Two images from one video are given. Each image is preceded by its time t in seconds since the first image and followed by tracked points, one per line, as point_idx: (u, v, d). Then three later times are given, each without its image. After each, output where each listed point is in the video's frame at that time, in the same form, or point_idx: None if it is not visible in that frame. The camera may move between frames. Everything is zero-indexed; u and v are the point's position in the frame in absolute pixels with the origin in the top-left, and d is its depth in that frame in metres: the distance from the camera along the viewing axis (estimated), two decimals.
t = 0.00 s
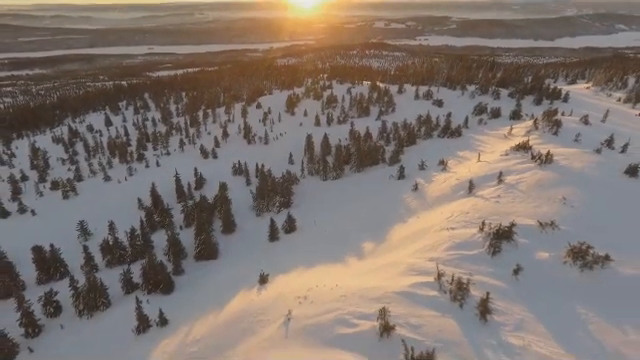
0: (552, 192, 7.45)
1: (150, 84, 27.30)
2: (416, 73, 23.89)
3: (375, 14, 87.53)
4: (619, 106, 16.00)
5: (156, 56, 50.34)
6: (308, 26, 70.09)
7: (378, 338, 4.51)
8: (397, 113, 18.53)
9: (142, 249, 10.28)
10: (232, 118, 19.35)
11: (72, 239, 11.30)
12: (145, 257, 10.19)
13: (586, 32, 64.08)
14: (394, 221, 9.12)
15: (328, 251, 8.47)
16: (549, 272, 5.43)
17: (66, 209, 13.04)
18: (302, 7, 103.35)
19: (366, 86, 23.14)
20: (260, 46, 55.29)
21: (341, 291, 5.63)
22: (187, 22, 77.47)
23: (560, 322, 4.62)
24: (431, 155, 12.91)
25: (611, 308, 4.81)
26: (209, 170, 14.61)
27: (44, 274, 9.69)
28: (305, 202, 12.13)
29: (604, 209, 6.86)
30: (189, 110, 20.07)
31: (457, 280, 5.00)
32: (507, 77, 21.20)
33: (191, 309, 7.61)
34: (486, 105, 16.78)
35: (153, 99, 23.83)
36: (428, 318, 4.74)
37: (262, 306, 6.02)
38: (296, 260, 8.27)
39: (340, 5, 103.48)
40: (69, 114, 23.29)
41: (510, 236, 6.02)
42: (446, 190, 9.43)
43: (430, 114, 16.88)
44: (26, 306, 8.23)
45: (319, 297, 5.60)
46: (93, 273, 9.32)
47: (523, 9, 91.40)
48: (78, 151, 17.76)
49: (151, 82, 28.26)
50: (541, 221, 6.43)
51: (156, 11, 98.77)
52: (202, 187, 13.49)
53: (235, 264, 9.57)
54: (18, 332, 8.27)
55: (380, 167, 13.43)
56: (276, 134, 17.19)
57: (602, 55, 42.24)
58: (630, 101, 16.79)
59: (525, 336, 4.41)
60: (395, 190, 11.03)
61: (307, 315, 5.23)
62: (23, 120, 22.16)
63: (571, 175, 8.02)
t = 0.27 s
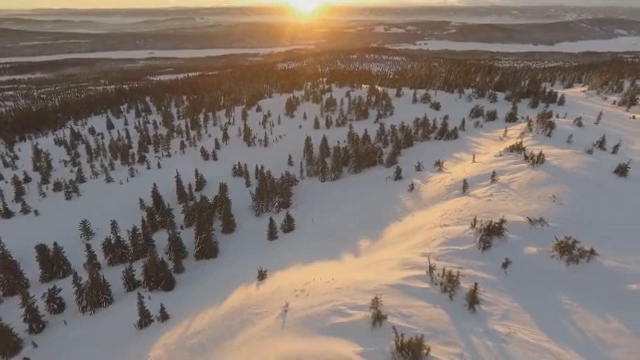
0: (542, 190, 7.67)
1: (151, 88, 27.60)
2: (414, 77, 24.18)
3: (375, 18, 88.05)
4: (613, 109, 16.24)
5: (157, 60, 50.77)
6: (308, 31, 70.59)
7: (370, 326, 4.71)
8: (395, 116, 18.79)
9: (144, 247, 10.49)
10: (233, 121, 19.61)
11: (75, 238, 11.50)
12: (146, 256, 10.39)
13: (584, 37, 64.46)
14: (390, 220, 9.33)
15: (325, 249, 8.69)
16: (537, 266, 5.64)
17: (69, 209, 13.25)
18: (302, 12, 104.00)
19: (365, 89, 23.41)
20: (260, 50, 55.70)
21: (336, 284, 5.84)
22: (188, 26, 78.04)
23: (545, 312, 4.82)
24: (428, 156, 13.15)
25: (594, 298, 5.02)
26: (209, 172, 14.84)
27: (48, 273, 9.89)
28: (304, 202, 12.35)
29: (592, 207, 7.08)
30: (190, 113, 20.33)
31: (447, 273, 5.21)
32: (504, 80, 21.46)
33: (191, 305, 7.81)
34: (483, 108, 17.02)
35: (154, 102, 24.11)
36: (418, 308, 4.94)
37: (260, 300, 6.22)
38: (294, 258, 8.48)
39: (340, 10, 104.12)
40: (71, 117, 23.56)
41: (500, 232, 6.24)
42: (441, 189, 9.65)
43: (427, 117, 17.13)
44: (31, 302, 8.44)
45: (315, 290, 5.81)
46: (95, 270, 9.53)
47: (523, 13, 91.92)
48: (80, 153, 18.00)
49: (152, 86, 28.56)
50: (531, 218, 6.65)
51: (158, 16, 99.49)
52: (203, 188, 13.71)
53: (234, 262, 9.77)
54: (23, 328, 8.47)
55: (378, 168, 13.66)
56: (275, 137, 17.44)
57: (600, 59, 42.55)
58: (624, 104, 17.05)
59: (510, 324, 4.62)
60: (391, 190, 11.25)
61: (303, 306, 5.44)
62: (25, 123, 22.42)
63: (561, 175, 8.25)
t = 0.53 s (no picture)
0: (534, 189, 7.89)
1: (153, 92, 27.90)
2: (412, 80, 24.46)
3: (375, 23, 88.58)
4: (608, 112, 16.47)
5: (158, 64, 51.16)
6: (309, 35, 71.07)
7: (363, 316, 4.91)
8: (393, 119, 19.04)
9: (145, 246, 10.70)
10: (233, 124, 19.87)
11: (77, 237, 11.71)
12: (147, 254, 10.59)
13: (583, 42, 64.83)
14: (386, 220, 9.54)
15: (323, 247, 8.89)
16: (525, 260, 5.84)
17: (71, 210, 13.46)
18: (302, 17, 104.63)
19: (364, 93, 23.68)
20: (260, 54, 56.10)
21: (332, 278, 6.04)
22: (189, 31, 78.59)
23: (532, 303, 5.01)
24: (424, 158, 13.37)
25: (579, 290, 5.22)
26: (209, 173, 15.06)
27: (51, 271, 10.10)
28: (302, 203, 12.57)
29: (581, 204, 7.29)
30: (191, 115, 20.60)
31: (438, 266, 5.41)
32: (501, 84, 21.72)
33: (191, 301, 8.00)
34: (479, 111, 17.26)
35: (156, 105, 24.38)
36: (410, 300, 5.15)
37: (259, 294, 6.43)
38: (292, 255, 8.69)
39: (341, 15, 104.79)
40: (74, 120, 23.83)
41: (491, 228, 6.44)
42: (436, 189, 9.87)
43: (425, 119, 17.37)
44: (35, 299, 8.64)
45: (312, 284, 6.01)
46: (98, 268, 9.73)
47: (522, 18, 92.45)
48: (82, 155, 18.23)
49: (153, 89, 28.87)
50: (521, 215, 6.86)
51: (159, 20, 100.19)
52: (203, 189, 13.93)
53: (234, 261, 9.97)
54: (27, 324, 8.67)
55: (375, 170, 13.88)
56: (275, 139, 17.68)
57: (598, 63, 42.85)
58: (619, 107, 17.29)
59: (497, 314, 4.82)
60: (388, 191, 11.47)
61: (300, 299, 5.64)
62: (28, 126, 22.68)
63: (552, 174, 8.47)
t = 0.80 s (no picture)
0: (525, 188, 8.12)
1: (154, 95, 28.20)
2: (411, 84, 24.74)
3: (375, 28, 89.11)
4: (603, 115, 16.70)
5: (159, 68, 51.54)
6: (309, 40, 71.52)
7: (357, 307, 5.11)
8: (391, 121, 19.30)
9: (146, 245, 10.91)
10: (233, 126, 20.13)
11: (80, 237, 11.91)
12: (149, 253, 10.80)
13: (582, 46, 65.21)
14: (383, 219, 9.77)
15: (320, 245, 9.11)
16: (514, 255, 6.06)
17: (74, 211, 13.68)
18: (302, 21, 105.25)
19: (362, 96, 23.96)
20: (261, 59, 56.51)
21: (328, 273, 6.25)
22: (190, 35, 79.16)
23: (519, 295, 5.22)
24: (421, 159, 13.60)
25: (565, 283, 5.43)
26: (210, 175, 15.30)
27: (54, 270, 10.30)
28: (301, 204, 12.79)
29: (570, 203, 7.51)
30: (192, 118, 20.87)
31: (430, 260, 5.62)
32: (498, 87, 21.98)
33: (192, 297, 8.22)
34: (476, 114, 17.49)
35: (157, 108, 24.65)
36: (402, 292, 5.36)
37: (257, 289, 6.64)
38: (291, 254, 8.91)
39: (341, 19, 105.46)
40: (75, 123, 24.09)
41: (483, 225, 6.64)
42: (432, 189, 10.10)
43: (422, 122, 17.62)
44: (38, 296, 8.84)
45: (308, 278, 6.22)
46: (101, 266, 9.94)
47: (522, 23, 92.97)
48: (84, 157, 18.46)
49: (154, 93, 29.18)
50: (512, 213, 7.08)
51: (160, 25, 100.89)
52: (204, 190, 14.16)
53: (233, 260, 10.19)
54: (31, 321, 8.86)
55: (373, 171, 14.12)
56: (275, 141, 17.93)
57: (596, 68, 43.15)
58: (614, 110, 17.54)
59: (486, 304, 5.02)
60: (385, 191, 11.70)
61: (297, 292, 5.85)
62: (31, 129, 22.96)
63: (544, 174, 8.69)
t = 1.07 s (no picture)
0: (517, 188, 8.34)
1: (155, 99, 28.49)
2: (409, 88, 25.03)
3: (375, 32, 89.64)
4: (598, 118, 16.94)
5: (160, 73, 51.92)
6: (309, 44, 72.00)
7: (352, 299, 5.32)
8: (389, 125, 19.55)
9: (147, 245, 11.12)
10: (233, 129, 20.38)
11: (82, 237, 12.13)
12: (150, 252, 11.01)
13: (581, 51, 65.59)
14: (379, 218, 9.98)
15: (318, 244, 9.33)
16: (504, 251, 6.26)
17: (76, 211, 13.91)
18: (303, 26, 105.92)
19: (361, 100, 24.23)
20: (261, 63, 56.88)
21: (324, 268, 6.46)
22: (191, 40, 79.68)
23: (507, 288, 5.42)
24: (418, 161, 13.84)
25: (552, 277, 5.62)
26: (210, 176, 15.53)
27: (57, 269, 10.50)
28: (299, 205, 13.00)
29: (560, 201, 7.72)
30: (193, 121, 21.13)
31: (422, 255, 5.83)
32: (495, 91, 22.26)
33: (192, 294, 8.43)
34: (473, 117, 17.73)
35: (158, 112, 24.93)
36: (395, 285, 5.57)
37: (255, 284, 6.84)
38: (289, 252, 9.12)
39: (341, 24, 106.10)
40: (77, 126, 24.36)
41: (474, 222, 6.86)
42: (427, 190, 10.33)
43: (420, 125, 17.88)
44: (42, 293, 9.04)
45: (305, 274, 6.43)
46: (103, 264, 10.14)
47: (521, 28, 93.54)
48: (86, 160, 18.71)
49: (155, 97, 29.49)
50: (503, 211, 7.28)
51: (161, 29, 101.50)
52: (204, 191, 14.39)
53: (233, 259, 10.40)
54: (35, 317, 9.06)
55: (371, 173, 14.35)
56: (274, 144, 18.18)
57: (594, 72, 43.42)
58: (609, 113, 17.78)
59: (474, 296, 5.23)
60: (382, 192, 11.93)
61: (294, 287, 6.06)
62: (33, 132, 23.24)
63: (536, 174, 8.92)
